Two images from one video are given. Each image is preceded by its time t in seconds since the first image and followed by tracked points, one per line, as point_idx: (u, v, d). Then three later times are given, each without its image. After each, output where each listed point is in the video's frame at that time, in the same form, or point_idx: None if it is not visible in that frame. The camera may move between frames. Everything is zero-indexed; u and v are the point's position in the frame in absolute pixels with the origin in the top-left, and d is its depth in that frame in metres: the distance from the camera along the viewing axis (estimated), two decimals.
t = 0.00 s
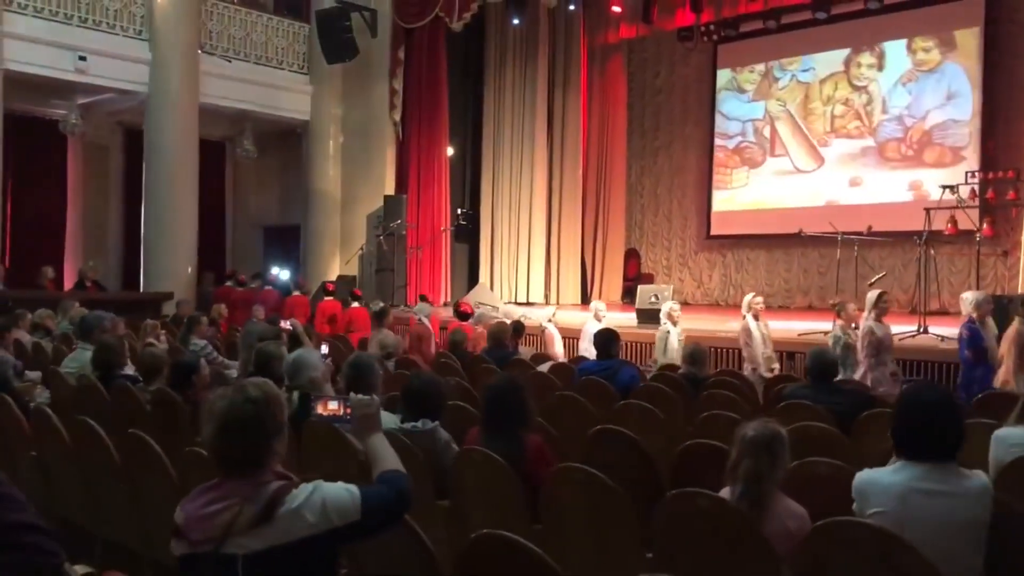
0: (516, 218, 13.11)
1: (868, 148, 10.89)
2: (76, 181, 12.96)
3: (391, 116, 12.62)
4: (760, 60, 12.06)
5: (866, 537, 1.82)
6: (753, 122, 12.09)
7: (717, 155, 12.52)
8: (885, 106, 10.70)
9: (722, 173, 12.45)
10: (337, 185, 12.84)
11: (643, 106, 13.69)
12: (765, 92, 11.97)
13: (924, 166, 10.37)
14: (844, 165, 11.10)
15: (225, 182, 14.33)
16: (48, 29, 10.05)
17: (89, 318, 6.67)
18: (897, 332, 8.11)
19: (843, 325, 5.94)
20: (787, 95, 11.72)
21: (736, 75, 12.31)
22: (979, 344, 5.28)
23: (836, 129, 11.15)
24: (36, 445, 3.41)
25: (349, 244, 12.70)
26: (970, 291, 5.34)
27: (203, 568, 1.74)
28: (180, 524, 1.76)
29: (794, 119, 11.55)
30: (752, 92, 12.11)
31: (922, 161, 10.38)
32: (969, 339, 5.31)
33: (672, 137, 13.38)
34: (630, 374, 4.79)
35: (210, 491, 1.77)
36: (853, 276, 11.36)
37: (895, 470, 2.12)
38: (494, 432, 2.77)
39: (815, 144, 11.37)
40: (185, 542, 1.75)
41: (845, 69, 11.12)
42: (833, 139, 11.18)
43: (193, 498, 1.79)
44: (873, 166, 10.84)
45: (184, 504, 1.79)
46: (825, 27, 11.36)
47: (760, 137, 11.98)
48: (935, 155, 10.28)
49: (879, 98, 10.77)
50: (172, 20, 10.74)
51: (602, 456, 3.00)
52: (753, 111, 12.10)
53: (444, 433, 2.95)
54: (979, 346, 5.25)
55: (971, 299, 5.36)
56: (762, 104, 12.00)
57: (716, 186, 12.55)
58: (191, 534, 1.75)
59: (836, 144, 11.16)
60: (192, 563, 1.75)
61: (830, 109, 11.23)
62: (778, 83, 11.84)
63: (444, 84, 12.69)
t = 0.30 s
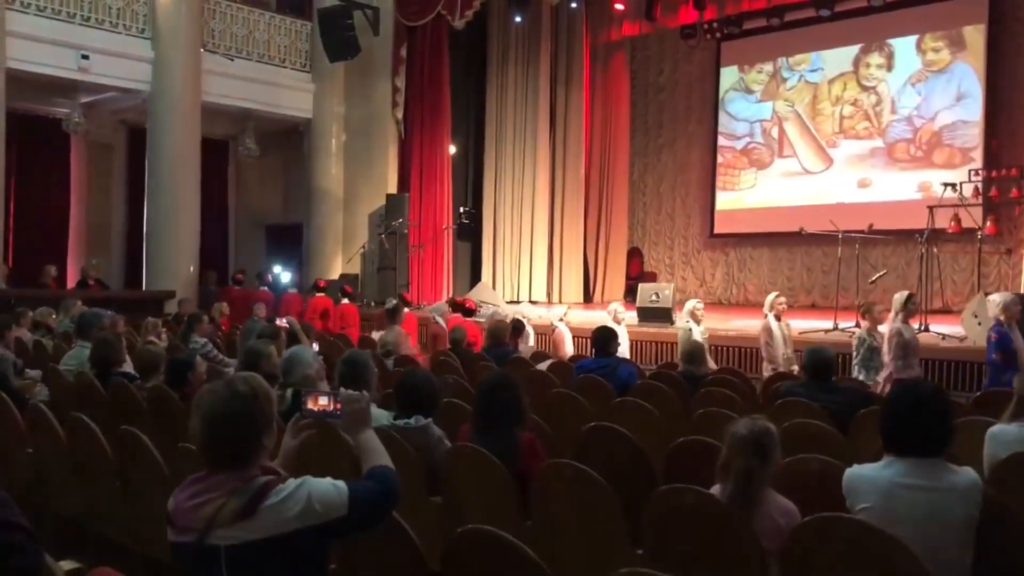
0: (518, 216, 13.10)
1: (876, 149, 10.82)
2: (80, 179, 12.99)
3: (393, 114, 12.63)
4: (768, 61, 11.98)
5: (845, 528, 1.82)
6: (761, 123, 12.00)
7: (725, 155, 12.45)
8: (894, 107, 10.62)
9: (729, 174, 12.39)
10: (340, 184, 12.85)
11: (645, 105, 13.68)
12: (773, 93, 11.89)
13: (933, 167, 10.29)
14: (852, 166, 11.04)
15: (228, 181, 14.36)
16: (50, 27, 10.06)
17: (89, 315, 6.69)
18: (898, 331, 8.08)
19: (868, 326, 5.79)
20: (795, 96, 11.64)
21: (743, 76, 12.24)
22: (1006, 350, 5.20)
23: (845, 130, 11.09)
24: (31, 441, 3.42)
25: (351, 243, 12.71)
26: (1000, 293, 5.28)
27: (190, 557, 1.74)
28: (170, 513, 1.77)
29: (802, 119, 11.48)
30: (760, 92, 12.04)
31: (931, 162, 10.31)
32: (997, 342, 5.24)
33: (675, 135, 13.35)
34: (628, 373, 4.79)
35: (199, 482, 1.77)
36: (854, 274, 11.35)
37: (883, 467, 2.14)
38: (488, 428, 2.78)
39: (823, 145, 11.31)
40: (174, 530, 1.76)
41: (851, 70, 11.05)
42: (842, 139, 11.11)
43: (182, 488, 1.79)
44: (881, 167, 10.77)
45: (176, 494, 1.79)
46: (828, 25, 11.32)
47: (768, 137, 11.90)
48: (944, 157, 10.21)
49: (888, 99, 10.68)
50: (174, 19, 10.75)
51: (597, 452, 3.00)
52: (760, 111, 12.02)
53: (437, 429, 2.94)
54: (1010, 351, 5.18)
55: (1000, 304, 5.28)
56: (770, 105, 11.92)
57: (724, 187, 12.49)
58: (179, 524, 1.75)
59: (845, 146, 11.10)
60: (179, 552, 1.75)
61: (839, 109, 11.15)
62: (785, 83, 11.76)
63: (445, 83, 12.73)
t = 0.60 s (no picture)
0: (519, 214, 13.09)
1: (883, 151, 10.76)
2: (80, 176, 12.99)
3: (393, 111, 12.61)
4: (773, 61, 11.93)
5: (842, 525, 1.80)
6: (766, 124, 11.94)
7: (730, 156, 12.37)
8: (901, 108, 10.58)
9: (734, 175, 12.33)
10: (340, 182, 12.85)
11: (646, 103, 13.67)
12: (779, 93, 11.82)
13: (940, 169, 10.24)
14: (859, 167, 10.99)
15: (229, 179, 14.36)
16: (50, 24, 10.05)
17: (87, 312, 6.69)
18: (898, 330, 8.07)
19: (893, 323, 5.63)
20: (800, 97, 11.59)
21: (749, 77, 12.17)
22: None
23: (852, 131, 11.03)
24: (25, 438, 3.41)
25: (351, 241, 12.71)
26: None
27: (179, 554, 1.71)
28: (160, 508, 1.74)
29: (809, 120, 11.42)
30: (766, 93, 11.98)
31: (939, 164, 10.25)
32: None
33: (676, 133, 13.33)
34: (625, 372, 4.79)
35: (190, 479, 1.74)
36: (853, 272, 11.35)
37: (876, 465, 2.13)
38: (483, 425, 2.77)
39: (829, 147, 11.27)
40: (164, 526, 1.73)
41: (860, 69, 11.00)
42: (849, 141, 11.07)
43: (173, 484, 1.76)
44: (889, 169, 10.71)
45: (167, 489, 1.77)
46: (830, 23, 11.31)
47: (774, 138, 11.83)
48: (951, 158, 10.15)
49: (895, 100, 10.63)
50: (175, 16, 10.74)
51: (593, 450, 2.99)
52: (766, 112, 11.95)
53: (432, 427, 2.93)
54: None
55: None
56: (775, 105, 11.85)
57: (728, 187, 12.45)
58: (168, 520, 1.73)
59: (852, 147, 11.06)
60: (169, 547, 1.73)
61: (845, 110, 11.10)
62: (792, 84, 11.71)
63: (445, 81, 12.71)
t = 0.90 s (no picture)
0: (518, 213, 13.06)
1: (888, 156, 10.68)
2: (77, 171, 12.94)
3: (391, 108, 12.58)
4: (777, 64, 11.85)
5: (829, 527, 1.77)
6: (771, 128, 11.83)
7: (734, 159, 12.28)
8: (906, 113, 10.50)
9: (738, 179, 12.24)
10: (338, 179, 12.81)
11: (645, 103, 13.63)
12: (784, 97, 11.74)
13: (945, 175, 10.18)
14: (864, 172, 10.89)
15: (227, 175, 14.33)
16: (46, 18, 10.00)
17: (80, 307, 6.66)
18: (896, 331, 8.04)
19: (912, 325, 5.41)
20: (806, 101, 11.50)
21: (753, 80, 12.10)
22: None
23: (857, 135, 10.95)
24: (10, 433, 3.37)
25: (349, 239, 12.67)
26: None
27: (153, 549, 1.68)
28: (134, 502, 1.70)
29: (813, 124, 11.34)
30: (770, 97, 11.89)
31: (944, 170, 10.19)
32: None
33: (675, 133, 13.29)
34: (619, 371, 4.75)
35: (164, 474, 1.70)
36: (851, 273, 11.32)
37: (866, 465, 2.09)
38: (470, 422, 2.73)
39: (834, 152, 11.18)
40: (139, 520, 1.70)
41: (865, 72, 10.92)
42: (854, 145, 10.98)
43: (148, 479, 1.72)
44: (894, 174, 10.63)
45: (142, 484, 1.73)
46: (831, 24, 11.27)
47: (778, 142, 11.72)
48: (957, 164, 10.10)
49: (900, 104, 10.56)
50: (173, 11, 10.70)
51: (583, 448, 2.95)
52: (770, 116, 11.85)
53: (421, 425, 2.89)
54: None
55: None
56: (779, 109, 11.76)
57: (731, 191, 12.36)
58: (142, 515, 1.69)
59: (856, 151, 10.97)
60: (144, 543, 1.69)
61: (850, 115, 11.01)
62: (796, 88, 11.63)
63: (444, 79, 12.68)
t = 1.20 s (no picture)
0: (516, 214, 13.02)
1: (894, 164, 10.61)
2: (73, 167, 12.87)
3: (389, 108, 12.55)
4: (783, 71, 11.73)
5: (816, 540, 1.71)
6: (776, 135, 11.71)
7: (738, 167, 12.18)
8: (914, 122, 10.43)
9: (742, 187, 12.15)
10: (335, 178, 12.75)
11: (645, 106, 13.59)
12: (789, 104, 11.62)
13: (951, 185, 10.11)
14: (871, 181, 10.82)
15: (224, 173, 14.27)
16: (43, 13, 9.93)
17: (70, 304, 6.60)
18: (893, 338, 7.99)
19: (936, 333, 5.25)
20: (812, 108, 11.39)
21: (758, 87, 11.99)
22: None
23: (863, 144, 10.88)
24: None
25: (346, 239, 12.62)
26: None
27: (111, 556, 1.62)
28: (93, 508, 1.64)
29: (819, 132, 11.24)
30: (775, 104, 11.76)
31: (951, 179, 10.12)
32: None
33: (676, 136, 13.23)
34: (612, 375, 4.69)
35: (123, 479, 1.63)
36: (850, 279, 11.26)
37: (855, 477, 2.03)
38: (453, 426, 2.67)
39: (840, 160, 11.08)
40: (97, 527, 1.64)
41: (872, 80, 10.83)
42: (860, 154, 10.91)
43: (108, 484, 1.66)
44: (900, 183, 10.56)
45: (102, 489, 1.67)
46: (834, 28, 11.21)
47: (783, 150, 11.61)
48: (963, 174, 10.02)
49: (907, 113, 10.48)
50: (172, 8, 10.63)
51: (570, 454, 2.89)
52: (776, 123, 11.72)
53: (404, 428, 2.83)
54: None
55: None
56: (784, 116, 11.65)
57: (735, 199, 12.27)
58: (100, 522, 1.63)
59: (863, 160, 10.89)
60: (102, 550, 1.63)
61: (857, 123, 10.92)
62: (802, 95, 11.52)
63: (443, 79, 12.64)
